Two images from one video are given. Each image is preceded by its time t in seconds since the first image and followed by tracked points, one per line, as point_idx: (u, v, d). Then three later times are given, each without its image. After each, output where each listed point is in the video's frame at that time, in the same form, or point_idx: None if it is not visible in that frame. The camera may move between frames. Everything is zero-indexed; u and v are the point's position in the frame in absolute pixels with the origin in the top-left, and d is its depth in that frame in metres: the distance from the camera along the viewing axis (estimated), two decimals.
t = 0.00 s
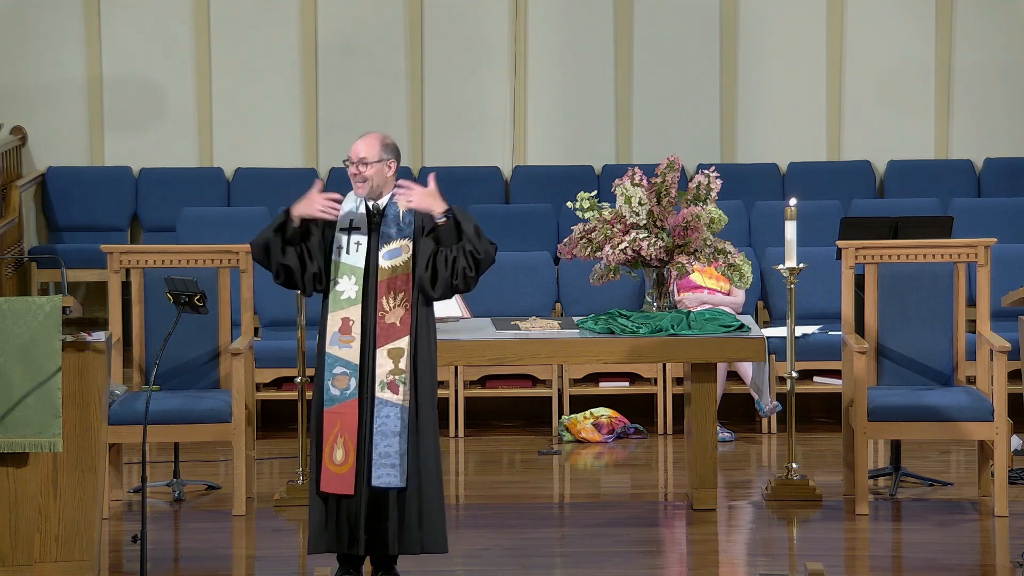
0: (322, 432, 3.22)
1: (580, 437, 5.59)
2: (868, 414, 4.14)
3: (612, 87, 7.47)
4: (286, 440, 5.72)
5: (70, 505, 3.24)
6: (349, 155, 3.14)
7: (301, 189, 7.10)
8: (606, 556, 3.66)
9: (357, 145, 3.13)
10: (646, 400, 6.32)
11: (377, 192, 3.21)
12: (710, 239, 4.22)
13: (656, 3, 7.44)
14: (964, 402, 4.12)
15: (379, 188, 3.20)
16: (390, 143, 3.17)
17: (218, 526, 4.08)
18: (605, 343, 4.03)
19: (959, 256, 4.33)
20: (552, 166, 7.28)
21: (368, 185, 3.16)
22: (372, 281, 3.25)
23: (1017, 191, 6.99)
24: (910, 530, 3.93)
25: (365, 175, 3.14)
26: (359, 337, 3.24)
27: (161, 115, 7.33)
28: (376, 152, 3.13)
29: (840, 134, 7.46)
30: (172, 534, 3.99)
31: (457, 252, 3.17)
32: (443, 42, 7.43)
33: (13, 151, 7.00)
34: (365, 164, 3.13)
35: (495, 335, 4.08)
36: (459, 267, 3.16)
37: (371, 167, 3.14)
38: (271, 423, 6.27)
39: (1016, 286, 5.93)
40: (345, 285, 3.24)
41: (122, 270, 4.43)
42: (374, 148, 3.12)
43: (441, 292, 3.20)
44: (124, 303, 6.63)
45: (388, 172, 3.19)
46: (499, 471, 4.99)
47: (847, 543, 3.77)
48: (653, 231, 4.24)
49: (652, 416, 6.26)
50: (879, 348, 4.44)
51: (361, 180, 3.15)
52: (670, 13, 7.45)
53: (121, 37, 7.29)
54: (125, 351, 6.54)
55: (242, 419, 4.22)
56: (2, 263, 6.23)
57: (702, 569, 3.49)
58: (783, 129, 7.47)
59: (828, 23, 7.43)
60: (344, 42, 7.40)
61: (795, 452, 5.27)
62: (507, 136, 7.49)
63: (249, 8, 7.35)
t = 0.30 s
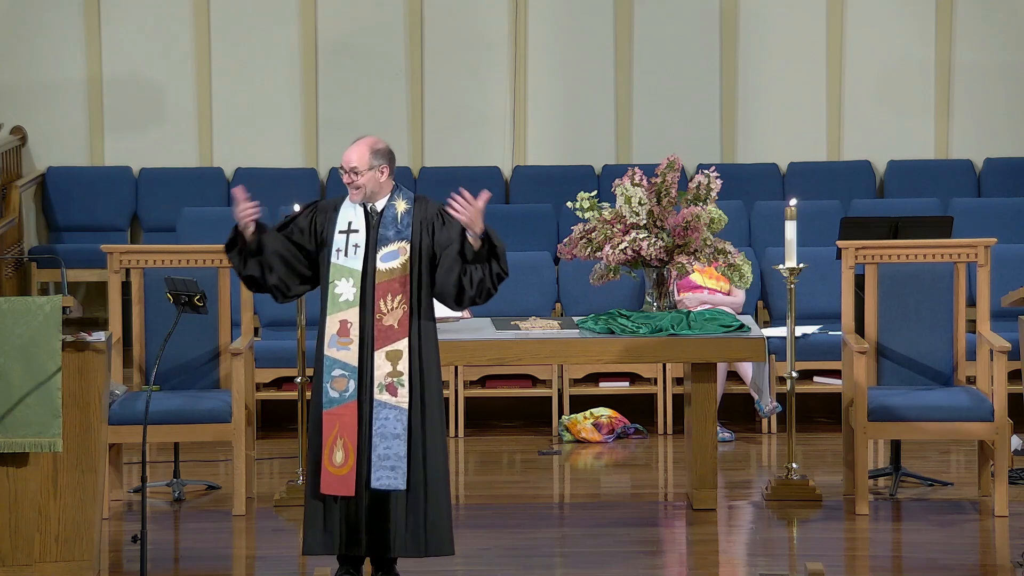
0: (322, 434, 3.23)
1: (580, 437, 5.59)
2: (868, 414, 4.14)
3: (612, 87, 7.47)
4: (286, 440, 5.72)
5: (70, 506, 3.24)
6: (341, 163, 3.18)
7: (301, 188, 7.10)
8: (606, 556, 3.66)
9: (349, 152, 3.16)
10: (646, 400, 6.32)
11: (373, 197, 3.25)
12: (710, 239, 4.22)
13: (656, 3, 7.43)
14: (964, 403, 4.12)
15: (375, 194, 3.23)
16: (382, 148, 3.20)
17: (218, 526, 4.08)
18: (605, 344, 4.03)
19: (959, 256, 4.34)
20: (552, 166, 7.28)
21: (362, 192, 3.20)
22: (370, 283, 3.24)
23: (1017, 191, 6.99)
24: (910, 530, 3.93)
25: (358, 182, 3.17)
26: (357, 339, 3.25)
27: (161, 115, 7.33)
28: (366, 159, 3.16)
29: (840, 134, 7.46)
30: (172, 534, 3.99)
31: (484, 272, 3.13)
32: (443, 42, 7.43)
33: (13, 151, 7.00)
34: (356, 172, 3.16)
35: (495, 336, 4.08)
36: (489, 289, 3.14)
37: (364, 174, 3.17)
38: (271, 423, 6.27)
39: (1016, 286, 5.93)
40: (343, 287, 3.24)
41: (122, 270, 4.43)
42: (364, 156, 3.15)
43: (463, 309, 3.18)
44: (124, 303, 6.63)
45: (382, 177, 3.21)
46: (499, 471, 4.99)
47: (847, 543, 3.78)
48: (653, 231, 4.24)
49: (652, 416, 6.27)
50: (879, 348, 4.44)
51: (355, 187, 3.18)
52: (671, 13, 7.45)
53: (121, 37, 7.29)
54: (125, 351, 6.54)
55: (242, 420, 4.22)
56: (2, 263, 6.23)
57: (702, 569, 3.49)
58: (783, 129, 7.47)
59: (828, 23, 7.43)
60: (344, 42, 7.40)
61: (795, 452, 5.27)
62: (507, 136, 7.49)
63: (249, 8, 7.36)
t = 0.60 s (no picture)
0: (321, 434, 3.22)
1: (580, 437, 5.59)
2: (868, 413, 4.14)
3: (612, 86, 7.47)
4: (286, 440, 5.72)
5: (70, 506, 3.24)
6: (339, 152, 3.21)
7: (301, 188, 7.10)
8: (606, 556, 3.66)
9: (347, 143, 3.19)
10: (646, 400, 6.32)
11: (368, 191, 3.26)
12: (710, 239, 4.22)
13: (656, 3, 7.43)
14: (964, 402, 4.12)
15: (370, 187, 3.25)
16: (381, 143, 3.22)
17: (218, 526, 4.08)
18: (606, 343, 4.03)
19: (959, 256, 4.34)
20: (552, 166, 7.28)
21: (357, 183, 3.22)
22: (365, 283, 3.24)
23: (1017, 191, 6.99)
24: (910, 530, 3.93)
25: (354, 172, 3.20)
26: (354, 338, 3.24)
27: (161, 115, 7.33)
28: (365, 150, 3.18)
29: (840, 134, 7.46)
30: (173, 534, 3.99)
31: (493, 290, 3.11)
32: (443, 41, 7.43)
33: (13, 151, 7.00)
34: (353, 161, 3.19)
35: (495, 335, 4.08)
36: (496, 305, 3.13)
37: (361, 164, 3.19)
38: (271, 423, 6.27)
39: (1016, 286, 5.93)
40: (339, 287, 3.24)
41: (122, 270, 4.43)
42: (362, 146, 3.18)
43: (467, 322, 3.17)
44: (124, 303, 6.63)
45: (379, 171, 3.23)
46: (499, 471, 4.99)
47: (847, 543, 3.78)
48: (653, 231, 4.24)
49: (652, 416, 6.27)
50: (878, 348, 4.44)
51: (350, 177, 3.21)
52: (671, 13, 7.45)
53: (122, 37, 7.29)
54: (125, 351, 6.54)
55: (242, 419, 4.21)
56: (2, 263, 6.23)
57: (702, 569, 3.49)
58: (783, 129, 7.47)
59: (828, 23, 7.43)
60: (344, 42, 7.41)
61: (795, 451, 5.27)
62: (507, 136, 7.49)
63: (250, 8, 7.36)
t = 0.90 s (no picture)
0: (319, 434, 3.22)
1: (580, 437, 5.59)
2: (868, 413, 4.14)
3: (612, 86, 7.47)
4: (286, 440, 5.72)
5: (70, 505, 3.24)
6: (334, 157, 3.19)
7: (301, 188, 7.10)
8: (606, 556, 3.66)
9: (341, 147, 3.17)
10: (646, 400, 6.32)
11: (364, 192, 3.26)
12: (710, 239, 4.22)
13: (656, 3, 7.44)
14: (963, 402, 4.11)
15: (367, 188, 3.25)
16: (376, 143, 3.20)
17: (218, 526, 4.08)
18: (606, 343, 4.03)
19: (959, 256, 4.34)
20: (552, 166, 7.28)
21: (355, 186, 3.21)
22: (363, 283, 3.25)
23: (1017, 191, 6.99)
24: (910, 530, 3.93)
25: (351, 176, 3.18)
26: (351, 339, 3.24)
27: (161, 115, 7.33)
28: (360, 153, 3.17)
29: (840, 134, 7.46)
30: (173, 533, 3.99)
31: (491, 295, 3.12)
32: (443, 41, 7.43)
33: (13, 151, 7.00)
34: (349, 166, 3.17)
35: (495, 335, 4.08)
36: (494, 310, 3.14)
37: (356, 167, 3.18)
38: (271, 423, 6.27)
39: (1016, 286, 5.93)
40: (337, 287, 3.25)
41: (122, 270, 4.43)
42: (355, 149, 3.15)
43: (464, 325, 3.17)
44: (124, 303, 6.63)
45: (375, 172, 3.22)
46: (499, 471, 4.99)
47: (847, 543, 3.78)
48: (653, 231, 4.24)
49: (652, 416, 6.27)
50: (878, 348, 4.44)
51: (348, 182, 3.19)
52: (671, 12, 7.45)
53: (122, 37, 7.29)
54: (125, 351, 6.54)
55: (242, 419, 4.21)
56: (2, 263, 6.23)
57: (702, 569, 3.49)
58: (782, 128, 7.47)
59: (828, 23, 7.43)
60: (344, 42, 7.41)
61: (795, 452, 5.27)
62: (507, 136, 7.49)
63: (250, 8, 7.36)
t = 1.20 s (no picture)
0: (317, 435, 3.21)
1: (580, 436, 5.59)
2: (868, 414, 4.14)
3: (612, 87, 7.47)
4: (286, 440, 5.72)
5: (70, 505, 3.24)
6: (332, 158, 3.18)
7: (301, 188, 7.10)
8: (606, 556, 3.66)
9: (340, 149, 3.16)
10: (646, 400, 6.32)
11: (361, 193, 3.26)
12: (710, 239, 4.22)
13: (656, 3, 7.44)
14: (964, 402, 4.11)
15: (365, 190, 3.25)
16: (374, 144, 3.19)
17: (217, 526, 4.08)
18: (606, 343, 4.03)
19: (959, 256, 4.34)
20: (553, 166, 7.28)
21: (352, 187, 3.21)
22: (361, 283, 3.24)
23: (1017, 191, 6.99)
24: (910, 530, 3.93)
25: (349, 178, 3.18)
26: (350, 340, 3.24)
27: (161, 115, 7.33)
28: (358, 154, 3.16)
29: (840, 134, 7.46)
30: (172, 534, 3.99)
31: (488, 294, 3.11)
32: (443, 41, 7.43)
33: (13, 150, 7.00)
34: (347, 168, 3.17)
35: (495, 335, 4.08)
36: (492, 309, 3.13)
37: (355, 169, 3.18)
38: (271, 422, 6.27)
39: (1016, 286, 5.93)
40: (335, 287, 3.24)
41: (122, 270, 4.43)
42: (354, 152, 3.15)
43: (461, 325, 3.18)
44: (124, 303, 6.63)
45: (373, 174, 3.22)
46: (499, 471, 4.99)
47: (848, 543, 3.78)
48: (653, 231, 4.24)
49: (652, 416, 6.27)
50: (878, 348, 4.44)
51: (345, 183, 3.19)
52: (671, 12, 7.45)
53: (121, 37, 7.29)
54: (125, 351, 6.55)
55: (242, 420, 4.21)
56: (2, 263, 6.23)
57: (702, 569, 3.49)
58: (782, 128, 7.47)
59: (828, 23, 7.43)
60: (344, 42, 7.41)
61: (795, 452, 5.27)
62: (507, 137, 7.49)
63: (250, 8, 7.36)
